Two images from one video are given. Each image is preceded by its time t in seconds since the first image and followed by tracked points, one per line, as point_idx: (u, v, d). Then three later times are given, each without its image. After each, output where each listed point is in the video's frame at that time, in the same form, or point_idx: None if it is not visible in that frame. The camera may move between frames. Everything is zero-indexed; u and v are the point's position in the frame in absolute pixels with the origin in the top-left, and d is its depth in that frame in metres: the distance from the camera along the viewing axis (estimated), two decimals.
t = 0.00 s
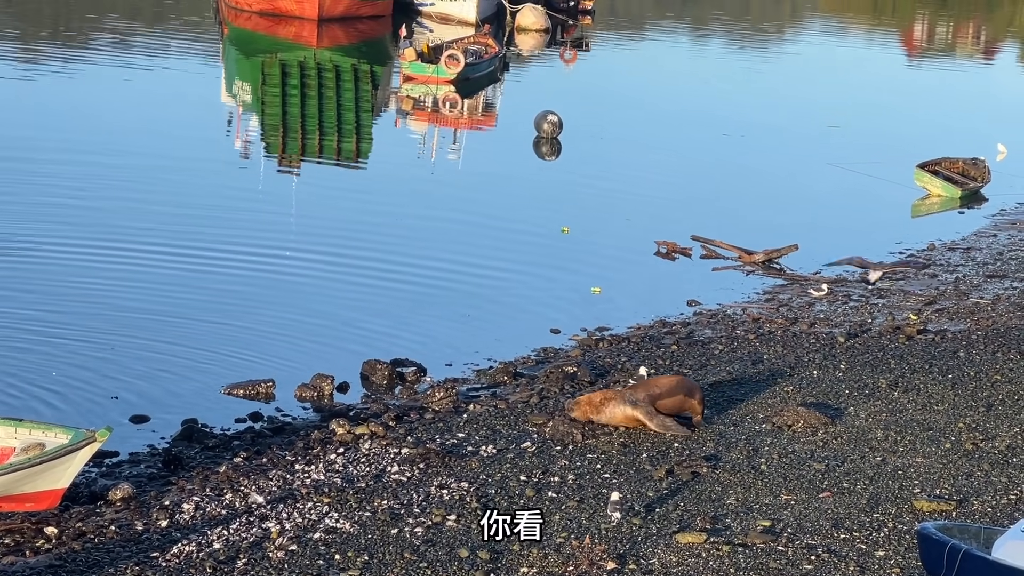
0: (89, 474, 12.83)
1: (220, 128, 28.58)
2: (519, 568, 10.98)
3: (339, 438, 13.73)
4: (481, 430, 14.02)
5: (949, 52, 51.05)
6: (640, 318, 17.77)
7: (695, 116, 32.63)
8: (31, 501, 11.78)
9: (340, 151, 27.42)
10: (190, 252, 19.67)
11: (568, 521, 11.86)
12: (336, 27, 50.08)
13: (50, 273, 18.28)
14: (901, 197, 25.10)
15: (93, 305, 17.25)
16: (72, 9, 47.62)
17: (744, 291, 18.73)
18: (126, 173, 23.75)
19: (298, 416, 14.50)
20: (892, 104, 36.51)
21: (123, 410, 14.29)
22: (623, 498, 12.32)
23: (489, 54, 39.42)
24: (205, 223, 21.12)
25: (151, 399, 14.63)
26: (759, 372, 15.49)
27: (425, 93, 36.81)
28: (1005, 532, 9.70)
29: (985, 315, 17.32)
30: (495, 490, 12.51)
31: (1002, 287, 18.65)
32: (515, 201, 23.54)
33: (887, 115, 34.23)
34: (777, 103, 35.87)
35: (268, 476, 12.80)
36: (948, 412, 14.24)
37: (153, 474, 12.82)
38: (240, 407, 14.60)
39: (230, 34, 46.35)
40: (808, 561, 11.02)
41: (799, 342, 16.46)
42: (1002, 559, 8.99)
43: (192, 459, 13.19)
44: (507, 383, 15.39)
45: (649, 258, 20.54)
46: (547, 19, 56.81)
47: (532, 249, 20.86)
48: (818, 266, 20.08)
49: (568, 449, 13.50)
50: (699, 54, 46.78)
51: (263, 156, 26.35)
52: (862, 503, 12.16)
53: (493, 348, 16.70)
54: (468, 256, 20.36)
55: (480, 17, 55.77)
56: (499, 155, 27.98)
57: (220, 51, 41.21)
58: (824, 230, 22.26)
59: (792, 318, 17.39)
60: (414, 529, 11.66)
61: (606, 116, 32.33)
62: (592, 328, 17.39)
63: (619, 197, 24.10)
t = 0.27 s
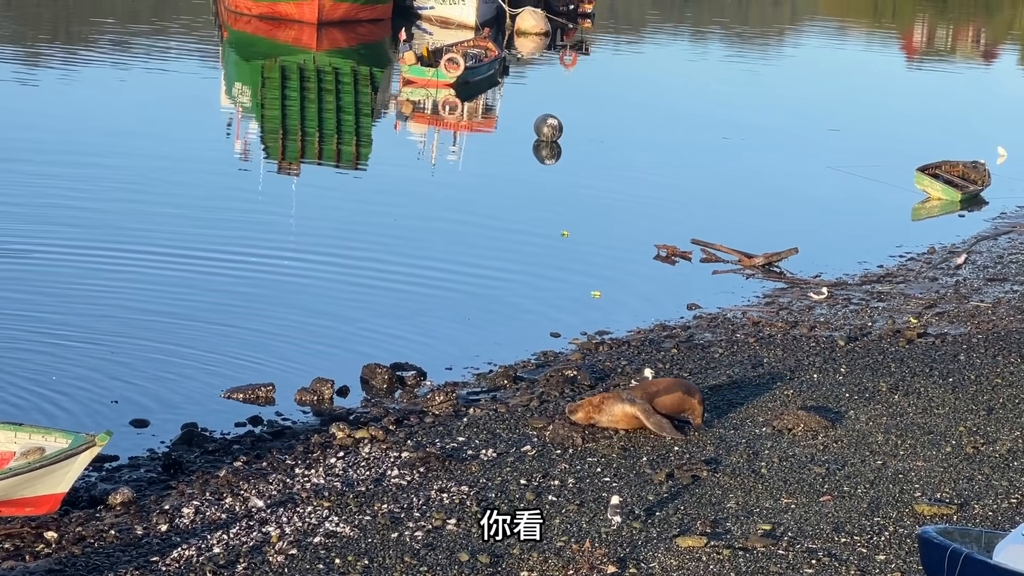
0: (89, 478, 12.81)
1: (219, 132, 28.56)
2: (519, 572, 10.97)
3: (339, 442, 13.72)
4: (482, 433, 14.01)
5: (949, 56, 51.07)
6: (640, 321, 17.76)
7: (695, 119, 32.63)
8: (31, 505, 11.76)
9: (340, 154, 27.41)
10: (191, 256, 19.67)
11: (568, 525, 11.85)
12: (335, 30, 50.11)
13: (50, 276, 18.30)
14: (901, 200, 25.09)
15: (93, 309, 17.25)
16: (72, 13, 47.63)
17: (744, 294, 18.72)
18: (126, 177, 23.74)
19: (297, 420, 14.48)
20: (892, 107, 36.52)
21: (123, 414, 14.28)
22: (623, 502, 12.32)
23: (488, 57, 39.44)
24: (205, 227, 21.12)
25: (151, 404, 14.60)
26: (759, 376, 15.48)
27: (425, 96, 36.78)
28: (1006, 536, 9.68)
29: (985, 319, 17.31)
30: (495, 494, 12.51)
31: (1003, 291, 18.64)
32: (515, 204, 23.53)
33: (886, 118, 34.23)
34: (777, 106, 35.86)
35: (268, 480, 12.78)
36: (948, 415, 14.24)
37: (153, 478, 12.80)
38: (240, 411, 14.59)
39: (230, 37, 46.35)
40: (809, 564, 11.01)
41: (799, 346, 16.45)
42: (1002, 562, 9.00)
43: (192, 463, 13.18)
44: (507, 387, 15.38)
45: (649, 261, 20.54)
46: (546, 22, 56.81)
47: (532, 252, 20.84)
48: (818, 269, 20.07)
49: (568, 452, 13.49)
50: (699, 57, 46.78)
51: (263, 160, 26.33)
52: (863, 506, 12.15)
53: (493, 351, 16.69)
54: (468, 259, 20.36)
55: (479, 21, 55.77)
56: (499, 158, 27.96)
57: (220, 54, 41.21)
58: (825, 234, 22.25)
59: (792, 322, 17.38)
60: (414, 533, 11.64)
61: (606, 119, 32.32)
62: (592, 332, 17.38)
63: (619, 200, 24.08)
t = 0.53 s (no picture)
0: (90, 482, 12.81)
1: (221, 136, 28.56)
2: None
3: (340, 446, 13.72)
4: (482, 437, 14.00)
5: (951, 58, 51.04)
6: (642, 325, 17.73)
7: (696, 122, 32.62)
8: (32, 509, 11.74)
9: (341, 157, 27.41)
10: (192, 259, 19.68)
11: (569, 529, 11.83)
12: (336, 34, 50.17)
13: (51, 279, 18.33)
14: (903, 203, 25.06)
15: (94, 313, 17.25)
16: (74, 16, 47.67)
17: (746, 297, 18.70)
18: (128, 181, 23.74)
19: (298, 424, 14.47)
20: (893, 109, 36.47)
21: (124, 418, 14.27)
22: (624, 506, 12.30)
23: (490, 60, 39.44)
24: (206, 230, 21.13)
25: (152, 408, 14.59)
26: (761, 379, 15.46)
27: (426, 99, 36.77)
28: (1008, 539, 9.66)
29: (987, 322, 17.28)
30: (496, 498, 12.49)
31: (1004, 293, 18.60)
32: (516, 207, 23.51)
33: (888, 121, 34.21)
34: (778, 109, 35.84)
35: (269, 484, 12.78)
36: (950, 418, 14.21)
37: (153, 482, 12.80)
38: (240, 415, 14.58)
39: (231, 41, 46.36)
40: (811, 568, 10.98)
41: (800, 349, 16.43)
42: (1005, 565, 8.95)
43: (193, 467, 13.17)
44: (508, 390, 15.36)
45: (651, 264, 20.52)
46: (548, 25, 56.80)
47: (534, 255, 20.83)
48: (820, 272, 20.05)
49: (569, 456, 13.48)
50: (701, 60, 46.78)
51: (264, 163, 26.33)
52: (864, 510, 12.12)
53: (494, 355, 16.67)
54: (470, 262, 20.36)
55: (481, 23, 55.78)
56: (500, 161, 27.94)
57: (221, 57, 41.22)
58: (826, 237, 22.22)
59: (793, 325, 17.36)
60: (415, 537, 11.63)
61: (607, 122, 32.32)
62: (593, 335, 17.36)
63: (620, 203, 24.06)
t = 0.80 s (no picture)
0: (91, 484, 12.80)
1: (222, 137, 28.56)
2: None
3: (341, 447, 13.73)
4: (484, 438, 14.00)
5: (952, 59, 51.07)
6: (644, 326, 17.74)
7: (697, 123, 32.63)
8: (34, 511, 11.75)
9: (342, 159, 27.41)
10: (194, 260, 19.69)
11: (571, 530, 11.83)
12: (337, 35, 50.20)
13: (54, 280, 18.37)
14: (904, 204, 25.07)
15: (97, 313, 17.27)
16: (75, 18, 47.67)
17: (747, 299, 18.70)
18: (129, 183, 23.74)
19: (300, 425, 14.47)
20: (895, 111, 36.46)
21: (125, 420, 14.27)
22: (626, 507, 12.30)
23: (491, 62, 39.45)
24: (208, 231, 21.14)
25: (154, 410, 14.59)
26: (762, 380, 15.46)
27: (428, 100, 36.83)
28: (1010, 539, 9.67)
29: (989, 323, 17.28)
30: (498, 499, 12.49)
31: (1006, 294, 18.61)
32: (518, 208, 23.52)
33: (889, 121, 34.22)
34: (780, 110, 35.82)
35: (270, 485, 12.78)
36: (952, 419, 14.21)
37: (155, 484, 12.80)
38: (242, 416, 14.58)
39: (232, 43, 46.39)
40: (812, 569, 10.99)
41: (801, 350, 16.43)
42: (1005, 566, 8.96)
43: (195, 469, 13.18)
44: (510, 392, 15.36)
45: (652, 266, 20.53)
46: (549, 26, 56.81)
47: (535, 256, 20.84)
48: (821, 273, 20.06)
49: (571, 457, 13.48)
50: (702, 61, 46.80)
51: (265, 165, 26.34)
52: (866, 511, 12.13)
53: (496, 356, 16.68)
54: (471, 263, 20.36)
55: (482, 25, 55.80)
56: (501, 162, 27.93)
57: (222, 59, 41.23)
58: (827, 238, 22.22)
59: (795, 326, 17.36)
60: (417, 539, 11.63)
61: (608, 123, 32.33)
62: (595, 336, 17.36)
63: (621, 205, 24.06)
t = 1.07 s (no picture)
0: (93, 485, 12.81)
1: (223, 137, 28.57)
2: None
3: (343, 447, 13.74)
4: (485, 439, 14.01)
5: (953, 58, 51.05)
6: (645, 326, 17.74)
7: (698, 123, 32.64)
8: (36, 512, 11.76)
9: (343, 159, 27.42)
10: (196, 260, 19.72)
11: (572, 530, 11.84)
12: (338, 35, 50.20)
13: (57, 280, 18.41)
14: (905, 203, 25.06)
15: (99, 314, 17.30)
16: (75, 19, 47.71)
17: (748, 299, 18.71)
18: (130, 184, 23.76)
19: (301, 426, 14.48)
20: (897, 111, 36.45)
21: (127, 420, 14.28)
22: (628, 507, 12.31)
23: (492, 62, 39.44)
24: (209, 232, 21.16)
25: (156, 411, 14.59)
26: (764, 380, 15.46)
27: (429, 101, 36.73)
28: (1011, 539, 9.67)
29: (990, 322, 17.28)
30: (499, 500, 12.50)
31: (1007, 294, 18.60)
32: (519, 209, 23.52)
33: (890, 121, 34.22)
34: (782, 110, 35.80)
35: (272, 486, 12.79)
36: (953, 419, 14.21)
37: (157, 485, 12.81)
38: (244, 417, 14.58)
39: (233, 44, 46.41)
40: (814, 569, 11.00)
41: (802, 350, 16.44)
42: (1007, 566, 8.96)
43: (197, 469, 13.18)
44: (511, 392, 15.37)
45: (653, 266, 20.53)
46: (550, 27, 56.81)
47: (536, 256, 20.85)
48: (823, 273, 20.06)
49: (573, 457, 13.48)
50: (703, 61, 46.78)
51: (266, 165, 26.34)
52: (867, 511, 12.13)
53: (497, 356, 16.68)
54: (472, 263, 20.36)
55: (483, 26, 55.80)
56: (502, 162, 27.94)
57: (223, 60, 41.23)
58: (829, 237, 22.23)
59: (796, 326, 17.36)
60: (418, 539, 11.64)
61: (609, 123, 32.32)
62: (596, 337, 17.36)
63: (623, 205, 24.06)
